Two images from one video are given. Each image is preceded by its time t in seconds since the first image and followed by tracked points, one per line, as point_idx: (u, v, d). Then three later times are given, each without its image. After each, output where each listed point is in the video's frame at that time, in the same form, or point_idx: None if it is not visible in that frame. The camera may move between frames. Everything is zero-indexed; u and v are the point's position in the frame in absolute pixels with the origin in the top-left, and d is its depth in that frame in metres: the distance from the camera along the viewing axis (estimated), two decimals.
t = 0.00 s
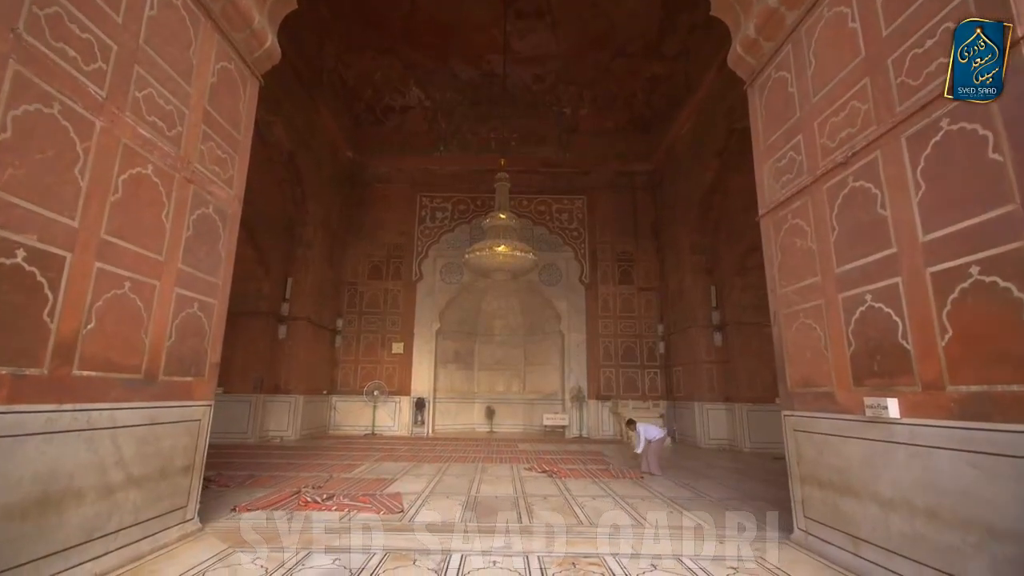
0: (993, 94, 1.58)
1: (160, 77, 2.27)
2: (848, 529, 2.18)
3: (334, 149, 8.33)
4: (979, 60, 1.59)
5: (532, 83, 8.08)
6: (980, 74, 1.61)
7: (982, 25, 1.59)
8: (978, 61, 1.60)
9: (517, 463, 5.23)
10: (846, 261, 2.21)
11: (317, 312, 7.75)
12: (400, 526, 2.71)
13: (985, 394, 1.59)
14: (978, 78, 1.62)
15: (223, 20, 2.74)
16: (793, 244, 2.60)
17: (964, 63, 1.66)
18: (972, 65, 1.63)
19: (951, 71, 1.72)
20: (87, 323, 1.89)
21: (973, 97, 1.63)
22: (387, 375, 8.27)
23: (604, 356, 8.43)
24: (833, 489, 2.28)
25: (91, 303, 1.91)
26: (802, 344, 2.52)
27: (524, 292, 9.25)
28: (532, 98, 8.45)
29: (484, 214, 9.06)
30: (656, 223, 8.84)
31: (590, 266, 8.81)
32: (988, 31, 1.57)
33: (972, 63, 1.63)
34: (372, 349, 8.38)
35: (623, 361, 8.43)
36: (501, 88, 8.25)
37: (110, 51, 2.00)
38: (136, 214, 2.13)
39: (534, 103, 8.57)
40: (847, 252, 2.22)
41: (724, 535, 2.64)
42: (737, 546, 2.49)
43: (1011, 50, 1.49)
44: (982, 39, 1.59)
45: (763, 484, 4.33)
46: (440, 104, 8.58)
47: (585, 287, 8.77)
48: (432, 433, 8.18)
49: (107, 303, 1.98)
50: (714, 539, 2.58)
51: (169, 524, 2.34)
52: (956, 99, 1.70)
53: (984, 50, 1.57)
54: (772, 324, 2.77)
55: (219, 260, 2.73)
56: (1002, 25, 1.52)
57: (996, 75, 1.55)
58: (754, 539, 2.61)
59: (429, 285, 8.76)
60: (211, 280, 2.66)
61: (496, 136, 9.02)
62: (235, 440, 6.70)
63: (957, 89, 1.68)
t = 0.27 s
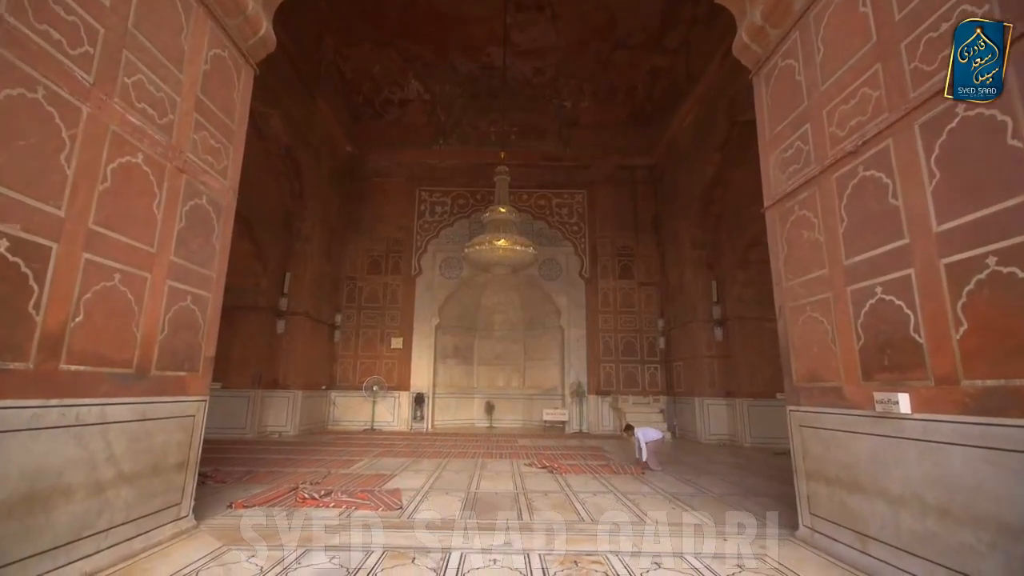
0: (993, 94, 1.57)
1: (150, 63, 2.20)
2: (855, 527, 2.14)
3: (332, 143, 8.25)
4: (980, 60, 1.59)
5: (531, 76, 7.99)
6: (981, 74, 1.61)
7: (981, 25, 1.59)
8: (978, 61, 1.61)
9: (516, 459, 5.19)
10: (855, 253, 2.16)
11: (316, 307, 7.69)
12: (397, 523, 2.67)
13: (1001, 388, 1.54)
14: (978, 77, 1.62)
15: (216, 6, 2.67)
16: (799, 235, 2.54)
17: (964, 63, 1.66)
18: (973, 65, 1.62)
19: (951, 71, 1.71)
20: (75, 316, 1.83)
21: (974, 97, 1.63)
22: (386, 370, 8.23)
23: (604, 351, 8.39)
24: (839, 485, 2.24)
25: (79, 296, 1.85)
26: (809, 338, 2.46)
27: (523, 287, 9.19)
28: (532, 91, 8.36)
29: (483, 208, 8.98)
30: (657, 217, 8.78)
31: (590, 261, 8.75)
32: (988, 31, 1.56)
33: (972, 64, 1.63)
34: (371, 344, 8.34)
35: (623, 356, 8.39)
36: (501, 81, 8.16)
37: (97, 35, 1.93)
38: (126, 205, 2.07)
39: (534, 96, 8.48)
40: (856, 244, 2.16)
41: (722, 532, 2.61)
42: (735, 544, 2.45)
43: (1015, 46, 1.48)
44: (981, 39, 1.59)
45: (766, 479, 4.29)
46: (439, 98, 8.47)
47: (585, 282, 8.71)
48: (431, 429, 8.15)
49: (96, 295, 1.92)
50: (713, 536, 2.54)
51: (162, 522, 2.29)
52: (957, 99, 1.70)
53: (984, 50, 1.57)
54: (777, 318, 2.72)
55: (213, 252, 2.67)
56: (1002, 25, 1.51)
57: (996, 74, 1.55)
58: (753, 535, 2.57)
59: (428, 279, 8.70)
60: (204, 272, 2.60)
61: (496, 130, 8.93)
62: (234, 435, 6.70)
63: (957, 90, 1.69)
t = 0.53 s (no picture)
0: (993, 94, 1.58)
1: (139, 49, 2.14)
2: (863, 525, 2.09)
3: (330, 137, 8.17)
4: (980, 60, 1.60)
5: (531, 69, 7.90)
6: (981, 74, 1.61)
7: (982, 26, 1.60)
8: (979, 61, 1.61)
9: (516, 455, 5.14)
10: (865, 244, 2.10)
11: (314, 303, 7.63)
12: (395, 521, 2.62)
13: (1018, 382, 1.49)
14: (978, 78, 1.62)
15: None
16: (806, 227, 2.49)
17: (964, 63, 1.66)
18: (972, 65, 1.63)
19: (951, 72, 1.71)
20: (61, 310, 1.77)
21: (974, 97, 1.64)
22: (385, 366, 8.18)
23: (604, 347, 8.34)
24: (847, 483, 2.19)
25: (65, 288, 1.79)
26: (815, 332, 2.41)
27: (523, 283, 9.13)
28: (532, 85, 8.28)
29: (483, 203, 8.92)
30: (657, 212, 8.72)
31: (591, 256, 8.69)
32: (989, 31, 1.57)
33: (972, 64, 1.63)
34: (370, 339, 8.29)
35: (624, 352, 8.34)
36: (500, 74, 8.07)
37: (83, 19, 1.87)
38: (115, 194, 2.01)
39: (534, 90, 8.40)
40: (865, 235, 2.10)
41: (722, 530, 2.57)
42: (735, 542, 2.41)
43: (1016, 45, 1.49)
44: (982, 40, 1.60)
45: (768, 476, 4.24)
46: (438, 91, 8.38)
47: (586, 278, 8.66)
48: (430, 425, 8.10)
49: (83, 288, 1.87)
50: (712, 534, 2.50)
51: (154, 520, 2.24)
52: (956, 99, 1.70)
53: (985, 49, 1.58)
54: (782, 312, 2.66)
55: (206, 245, 2.61)
56: (1003, 24, 1.52)
57: (996, 74, 1.55)
58: (753, 533, 2.53)
59: (427, 275, 8.64)
60: (197, 265, 2.54)
61: (496, 124, 8.85)
62: (232, 431, 6.65)
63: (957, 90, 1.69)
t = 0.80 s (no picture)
0: (992, 93, 1.57)
1: (127, 36, 2.08)
2: (871, 524, 2.05)
3: (329, 132, 8.10)
4: (979, 60, 1.59)
5: (531, 63, 7.82)
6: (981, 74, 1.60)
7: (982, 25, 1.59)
8: (978, 61, 1.60)
9: (517, 452, 5.09)
10: (874, 237, 2.04)
11: (312, 299, 7.57)
12: (395, 519, 2.58)
13: None
14: (978, 78, 1.61)
15: None
16: (813, 220, 2.43)
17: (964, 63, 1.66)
18: (972, 65, 1.62)
19: (951, 72, 1.70)
20: (46, 304, 1.72)
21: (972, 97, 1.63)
22: (384, 362, 8.14)
23: (604, 343, 8.30)
24: (854, 481, 2.14)
25: (50, 281, 1.73)
26: (821, 327, 2.36)
27: (523, 279, 9.09)
28: (532, 79, 8.20)
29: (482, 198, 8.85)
30: (658, 207, 8.66)
31: (591, 252, 8.63)
32: (988, 31, 1.57)
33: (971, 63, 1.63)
34: (369, 336, 8.24)
35: (624, 349, 8.29)
36: (500, 69, 8.00)
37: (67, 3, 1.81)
38: (102, 185, 1.95)
39: (534, 84, 8.32)
40: (875, 227, 2.05)
41: (721, 528, 2.53)
42: (735, 541, 2.37)
43: (1015, 46, 1.49)
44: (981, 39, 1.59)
45: (771, 473, 4.20)
46: (436, 86, 8.30)
47: (586, 274, 8.60)
48: (429, 422, 8.06)
49: (69, 281, 1.81)
50: (712, 533, 2.46)
51: (146, 519, 2.20)
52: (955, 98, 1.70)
53: (984, 50, 1.57)
54: (787, 307, 2.61)
55: (199, 238, 2.55)
56: (1003, 25, 1.52)
57: (996, 74, 1.55)
58: (753, 531, 2.49)
59: (427, 271, 8.58)
60: (190, 259, 2.48)
61: (495, 119, 8.78)
62: (231, 428, 6.57)
63: (957, 89, 1.68)
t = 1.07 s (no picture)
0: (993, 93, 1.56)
1: (113, 23, 2.01)
2: (880, 525, 1.99)
3: (327, 127, 8.02)
4: (979, 60, 1.59)
5: (531, 57, 7.74)
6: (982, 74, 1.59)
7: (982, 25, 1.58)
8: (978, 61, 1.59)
9: (516, 450, 5.04)
10: (885, 230, 1.98)
11: (311, 296, 7.51)
12: (395, 519, 2.52)
13: None
14: (978, 78, 1.60)
15: None
16: (820, 214, 2.37)
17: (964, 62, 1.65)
18: (972, 65, 1.62)
19: (951, 71, 1.70)
20: (29, 299, 1.66)
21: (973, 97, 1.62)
22: (383, 359, 8.09)
23: (605, 340, 8.24)
24: (862, 481, 2.09)
25: (32, 275, 1.67)
26: (828, 323, 2.30)
27: (523, 275, 9.03)
28: (532, 74, 8.12)
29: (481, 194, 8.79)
30: (659, 203, 8.59)
31: (591, 248, 8.57)
32: (988, 31, 1.56)
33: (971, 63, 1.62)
34: (367, 333, 8.18)
35: (625, 346, 8.24)
36: (500, 63, 7.91)
37: None
38: (87, 176, 1.89)
39: (534, 79, 8.24)
40: (885, 220, 1.99)
41: (722, 527, 2.48)
42: (736, 541, 2.32)
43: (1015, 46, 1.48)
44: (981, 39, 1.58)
45: (774, 471, 4.15)
46: (435, 80, 8.23)
47: (586, 270, 8.54)
48: (429, 419, 8.02)
49: (53, 275, 1.75)
50: (713, 533, 2.41)
51: (136, 520, 2.15)
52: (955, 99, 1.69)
53: (984, 49, 1.56)
54: (793, 303, 2.55)
55: (191, 232, 2.49)
56: (1003, 25, 1.51)
57: (996, 74, 1.54)
58: (755, 530, 2.45)
59: (426, 267, 8.52)
60: (181, 253, 2.42)
61: (495, 113, 8.71)
62: (231, 427, 6.48)
63: (957, 89, 1.67)
